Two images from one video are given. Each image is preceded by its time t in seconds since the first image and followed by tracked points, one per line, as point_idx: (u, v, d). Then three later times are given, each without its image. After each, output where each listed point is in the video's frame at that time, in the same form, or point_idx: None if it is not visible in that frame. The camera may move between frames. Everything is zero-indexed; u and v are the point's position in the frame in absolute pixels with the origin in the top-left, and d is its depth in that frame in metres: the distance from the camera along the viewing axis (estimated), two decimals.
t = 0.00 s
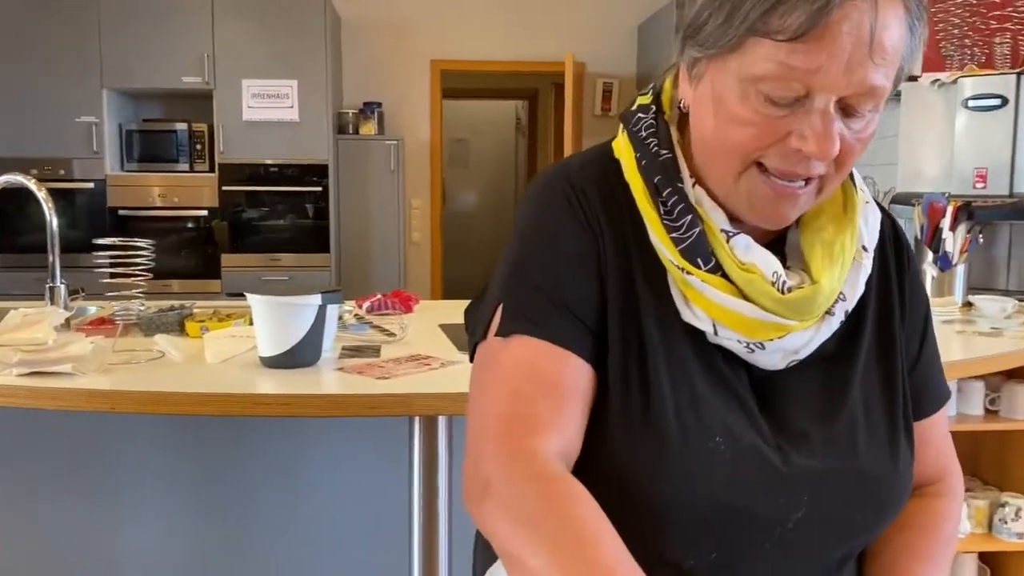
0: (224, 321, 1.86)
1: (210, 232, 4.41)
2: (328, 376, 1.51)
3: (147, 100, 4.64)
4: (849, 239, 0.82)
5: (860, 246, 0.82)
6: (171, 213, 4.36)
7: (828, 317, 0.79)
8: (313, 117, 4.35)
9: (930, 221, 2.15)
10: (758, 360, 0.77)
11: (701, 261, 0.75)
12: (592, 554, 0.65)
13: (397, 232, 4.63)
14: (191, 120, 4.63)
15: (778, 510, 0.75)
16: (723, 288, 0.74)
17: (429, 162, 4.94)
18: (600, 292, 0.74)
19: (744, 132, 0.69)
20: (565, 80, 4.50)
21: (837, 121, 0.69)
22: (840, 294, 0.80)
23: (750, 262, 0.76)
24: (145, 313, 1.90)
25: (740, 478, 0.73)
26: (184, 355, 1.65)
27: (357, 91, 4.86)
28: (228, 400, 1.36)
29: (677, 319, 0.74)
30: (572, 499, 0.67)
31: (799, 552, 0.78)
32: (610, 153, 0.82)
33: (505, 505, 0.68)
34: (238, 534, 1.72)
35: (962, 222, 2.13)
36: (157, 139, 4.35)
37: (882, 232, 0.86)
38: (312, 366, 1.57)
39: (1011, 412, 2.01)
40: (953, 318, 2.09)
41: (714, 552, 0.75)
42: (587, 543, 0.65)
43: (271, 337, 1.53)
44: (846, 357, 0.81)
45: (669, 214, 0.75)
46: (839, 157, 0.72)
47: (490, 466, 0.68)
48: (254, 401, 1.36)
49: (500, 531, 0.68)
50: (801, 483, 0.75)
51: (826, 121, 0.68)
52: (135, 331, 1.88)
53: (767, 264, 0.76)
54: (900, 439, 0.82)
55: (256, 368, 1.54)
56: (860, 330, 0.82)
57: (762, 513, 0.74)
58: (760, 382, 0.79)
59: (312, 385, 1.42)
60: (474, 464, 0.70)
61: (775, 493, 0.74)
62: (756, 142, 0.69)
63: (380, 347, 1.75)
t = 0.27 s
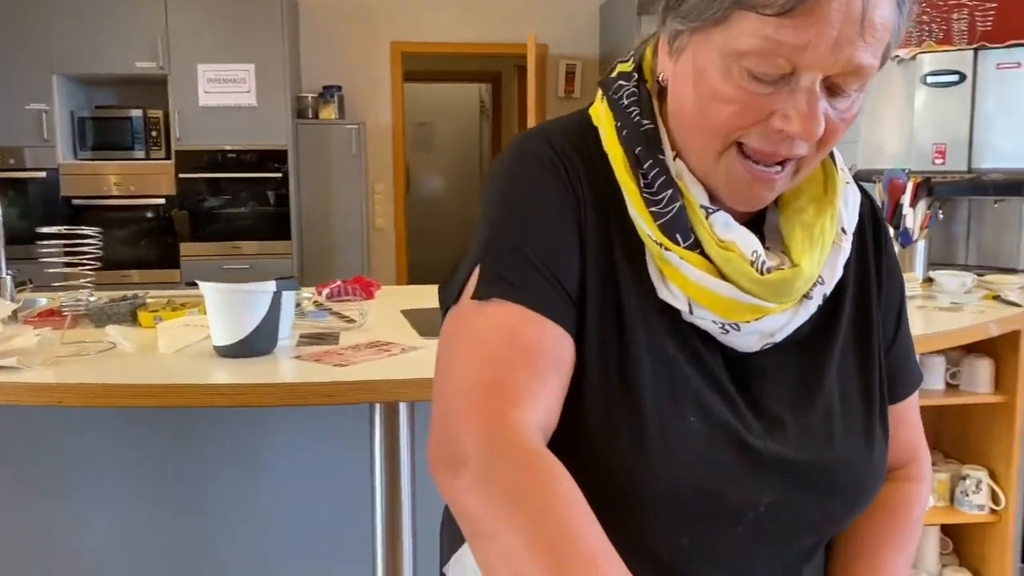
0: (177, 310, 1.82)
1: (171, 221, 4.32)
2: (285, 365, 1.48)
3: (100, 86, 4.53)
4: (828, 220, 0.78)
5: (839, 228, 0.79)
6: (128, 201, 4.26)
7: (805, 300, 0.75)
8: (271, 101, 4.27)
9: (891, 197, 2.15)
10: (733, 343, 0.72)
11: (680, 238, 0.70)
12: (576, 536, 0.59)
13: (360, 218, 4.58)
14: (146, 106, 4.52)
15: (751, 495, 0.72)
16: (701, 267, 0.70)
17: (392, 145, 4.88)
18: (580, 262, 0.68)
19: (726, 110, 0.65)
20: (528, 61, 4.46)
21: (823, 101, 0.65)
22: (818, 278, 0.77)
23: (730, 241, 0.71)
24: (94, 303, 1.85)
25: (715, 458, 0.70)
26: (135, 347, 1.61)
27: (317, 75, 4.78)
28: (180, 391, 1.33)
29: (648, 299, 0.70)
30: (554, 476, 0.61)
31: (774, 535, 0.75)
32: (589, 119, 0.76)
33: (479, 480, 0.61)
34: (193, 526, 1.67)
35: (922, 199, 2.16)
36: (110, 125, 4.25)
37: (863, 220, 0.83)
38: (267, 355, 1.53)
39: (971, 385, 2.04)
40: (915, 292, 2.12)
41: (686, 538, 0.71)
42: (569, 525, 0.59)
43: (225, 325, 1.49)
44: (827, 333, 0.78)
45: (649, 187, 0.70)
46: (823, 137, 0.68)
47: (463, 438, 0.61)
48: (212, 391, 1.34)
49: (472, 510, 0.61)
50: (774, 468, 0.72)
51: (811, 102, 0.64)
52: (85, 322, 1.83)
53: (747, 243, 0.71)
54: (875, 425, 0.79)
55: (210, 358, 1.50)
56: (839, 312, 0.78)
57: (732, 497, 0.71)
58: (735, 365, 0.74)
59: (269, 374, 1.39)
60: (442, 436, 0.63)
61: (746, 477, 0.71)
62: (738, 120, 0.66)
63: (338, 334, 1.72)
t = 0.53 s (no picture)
0: (112, 264, 1.79)
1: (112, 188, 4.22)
2: (223, 311, 1.46)
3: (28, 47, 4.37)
4: (763, 127, 0.78)
5: (774, 135, 0.79)
6: (63, 164, 4.12)
7: (741, 207, 0.74)
8: (209, 59, 4.15)
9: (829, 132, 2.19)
10: (671, 247, 0.70)
11: (623, 137, 0.68)
12: (525, 433, 0.59)
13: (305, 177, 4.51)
14: (77, 67, 4.38)
15: (688, 393, 0.69)
16: (643, 166, 0.67)
17: (335, 103, 4.78)
18: (529, 156, 0.66)
19: (664, 8, 0.65)
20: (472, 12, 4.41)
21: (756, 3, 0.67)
22: (753, 185, 0.76)
23: (670, 142, 0.70)
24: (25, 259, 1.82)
25: (654, 353, 0.67)
26: (69, 300, 1.58)
27: (255, 31, 4.67)
28: (114, 338, 1.31)
29: (592, 201, 0.67)
30: (504, 373, 0.60)
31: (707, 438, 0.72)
32: (532, 20, 0.73)
33: (426, 373, 0.59)
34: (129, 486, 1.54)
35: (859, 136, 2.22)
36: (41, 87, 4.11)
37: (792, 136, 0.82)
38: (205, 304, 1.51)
39: (907, 315, 2.09)
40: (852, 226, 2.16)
41: (626, 435, 0.68)
42: (518, 422, 0.59)
43: (159, 273, 1.48)
44: (766, 233, 0.77)
45: (594, 85, 0.68)
46: (755, 40, 0.70)
47: (411, 329, 0.59)
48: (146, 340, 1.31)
49: (416, 401, 0.60)
50: (712, 366, 0.70)
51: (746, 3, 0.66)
52: (16, 279, 1.79)
53: (686, 144, 0.71)
54: (806, 332, 0.78)
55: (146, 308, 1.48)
56: (772, 221, 0.78)
57: (671, 398, 0.69)
58: (673, 269, 0.71)
59: (208, 320, 1.38)
60: (388, 323, 0.61)
61: (688, 381, 0.69)
62: (677, 19, 0.65)
63: (278, 282, 1.69)
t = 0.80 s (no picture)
0: (50, 199, 1.75)
1: (63, 138, 4.12)
2: (163, 239, 1.44)
3: None
4: (691, 18, 0.76)
5: (699, 29, 0.77)
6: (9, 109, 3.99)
7: (667, 98, 0.74)
8: None
9: (781, 55, 2.18)
10: (598, 137, 0.71)
11: (553, 21, 0.68)
12: (447, 311, 0.60)
13: (259, 116, 4.40)
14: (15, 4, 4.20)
15: (612, 277, 0.71)
16: (573, 51, 0.68)
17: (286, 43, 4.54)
18: (458, 43, 0.66)
19: None
20: None
21: None
22: (680, 76, 0.75)
23: (599, 27, 0.70)
24: None
25: (577, 236, 0.69)
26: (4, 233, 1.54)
27: None
28: (51, 268, 1.30)
29: (521, 88, 0.68)
30: (429, 252, 0.61)
31: (633, 323, 0.74)
32: None
33: (351, 248, 0.60)
34: (83, 415, 1.53)
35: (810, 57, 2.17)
36: None
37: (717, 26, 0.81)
38: (145, 233, 1.49)
39: (857, 235, 2.11)
40: (802, 148, 2.15)
41: (551, 318, 0.72)
42: (441, 300, 0.60)
43: (93, 202, 1.44)
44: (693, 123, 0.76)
45: None
46: None
47: (336, 204, 0.60)
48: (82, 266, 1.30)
49: (342, 278, 0.61)
50: (638, 251, 0.71)
51: None
52: None
53: (615, 30, 0.71)
54: (731, 225, 0.78)
55: (84, 239, 1.45)
56: (697, 113, 0.77)
57: (593, 279, 0.70)
58: (598, 158, 0.73)
59: (148, 247, 1.35)
60: (316, 200, 0.62)
61: (614, 257, 0.71)
62: None
63: (221, 211, 1.66)
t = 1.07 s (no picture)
0: (19, 145, 1.74)
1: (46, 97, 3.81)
2: (133, 182, 1.42)
3: None
4: None
5: None
6: None
7: (624, 18, 0.73)
8: None
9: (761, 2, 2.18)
10: (554, 60, 0.71)
11: None
12: (403, 227, 0.59)
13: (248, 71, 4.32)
14: None
15: (568, 199, 0.71)
16: None
17: None
18: None
19: None
20: None
21: None
22: None
23: None
24: None
25: (532, 158, 0.70)
26: None
27: None
28: (18, 209, 1.30)
29: (475, 10, 0.68)
30: (384, 169, 0.60)
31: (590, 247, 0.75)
32: None
33: (304, 167, 0.59)
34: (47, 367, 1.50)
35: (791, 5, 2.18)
36: None
37: None
38: (114, 176, 1.48)
39: (836, 182, 2.10)
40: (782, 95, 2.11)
41: (508, 242, 0.72)
42: (398, 217, 0.59)
43: (61, 147, 1.43)
44: (651, 46, 0.76)
45: None
46: None
47: (288, 121, 0.59)
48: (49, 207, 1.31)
49: (297, 201, 0.60)
50: (591, 172, 0.72)
51: None
52: None
53: None
54: (689, 150, 0.78)
55: (51, 182, 1.44)
56: (656, 34, 0.77)
57: (551, 199, 0.71)
58: (556, 82, 0.73)
59: (116, 190, 1.34)
60: (269, 122, 0.60)
61: (570, 176, 0.71)
62: None
63: (192, 157, 1.64)
